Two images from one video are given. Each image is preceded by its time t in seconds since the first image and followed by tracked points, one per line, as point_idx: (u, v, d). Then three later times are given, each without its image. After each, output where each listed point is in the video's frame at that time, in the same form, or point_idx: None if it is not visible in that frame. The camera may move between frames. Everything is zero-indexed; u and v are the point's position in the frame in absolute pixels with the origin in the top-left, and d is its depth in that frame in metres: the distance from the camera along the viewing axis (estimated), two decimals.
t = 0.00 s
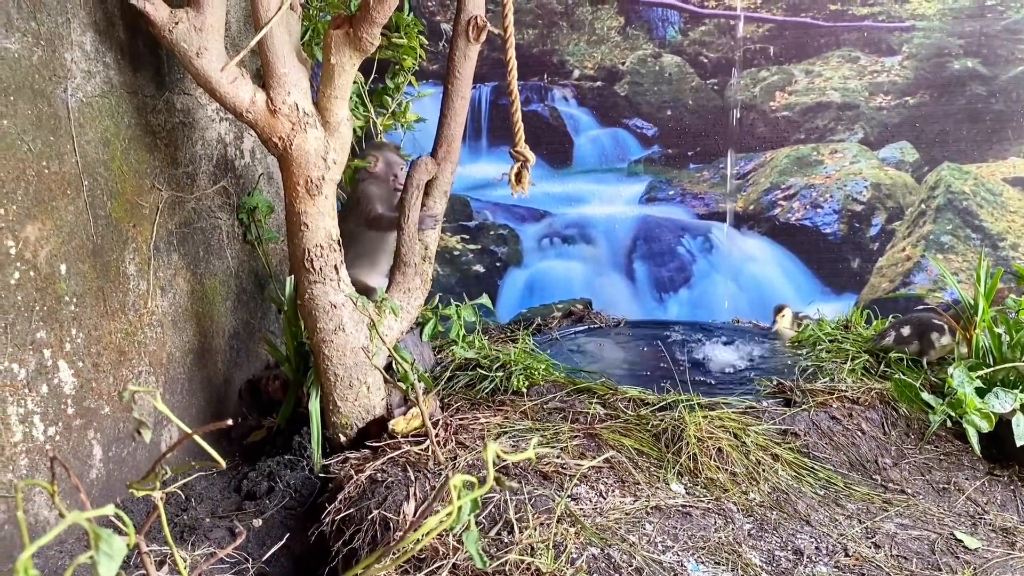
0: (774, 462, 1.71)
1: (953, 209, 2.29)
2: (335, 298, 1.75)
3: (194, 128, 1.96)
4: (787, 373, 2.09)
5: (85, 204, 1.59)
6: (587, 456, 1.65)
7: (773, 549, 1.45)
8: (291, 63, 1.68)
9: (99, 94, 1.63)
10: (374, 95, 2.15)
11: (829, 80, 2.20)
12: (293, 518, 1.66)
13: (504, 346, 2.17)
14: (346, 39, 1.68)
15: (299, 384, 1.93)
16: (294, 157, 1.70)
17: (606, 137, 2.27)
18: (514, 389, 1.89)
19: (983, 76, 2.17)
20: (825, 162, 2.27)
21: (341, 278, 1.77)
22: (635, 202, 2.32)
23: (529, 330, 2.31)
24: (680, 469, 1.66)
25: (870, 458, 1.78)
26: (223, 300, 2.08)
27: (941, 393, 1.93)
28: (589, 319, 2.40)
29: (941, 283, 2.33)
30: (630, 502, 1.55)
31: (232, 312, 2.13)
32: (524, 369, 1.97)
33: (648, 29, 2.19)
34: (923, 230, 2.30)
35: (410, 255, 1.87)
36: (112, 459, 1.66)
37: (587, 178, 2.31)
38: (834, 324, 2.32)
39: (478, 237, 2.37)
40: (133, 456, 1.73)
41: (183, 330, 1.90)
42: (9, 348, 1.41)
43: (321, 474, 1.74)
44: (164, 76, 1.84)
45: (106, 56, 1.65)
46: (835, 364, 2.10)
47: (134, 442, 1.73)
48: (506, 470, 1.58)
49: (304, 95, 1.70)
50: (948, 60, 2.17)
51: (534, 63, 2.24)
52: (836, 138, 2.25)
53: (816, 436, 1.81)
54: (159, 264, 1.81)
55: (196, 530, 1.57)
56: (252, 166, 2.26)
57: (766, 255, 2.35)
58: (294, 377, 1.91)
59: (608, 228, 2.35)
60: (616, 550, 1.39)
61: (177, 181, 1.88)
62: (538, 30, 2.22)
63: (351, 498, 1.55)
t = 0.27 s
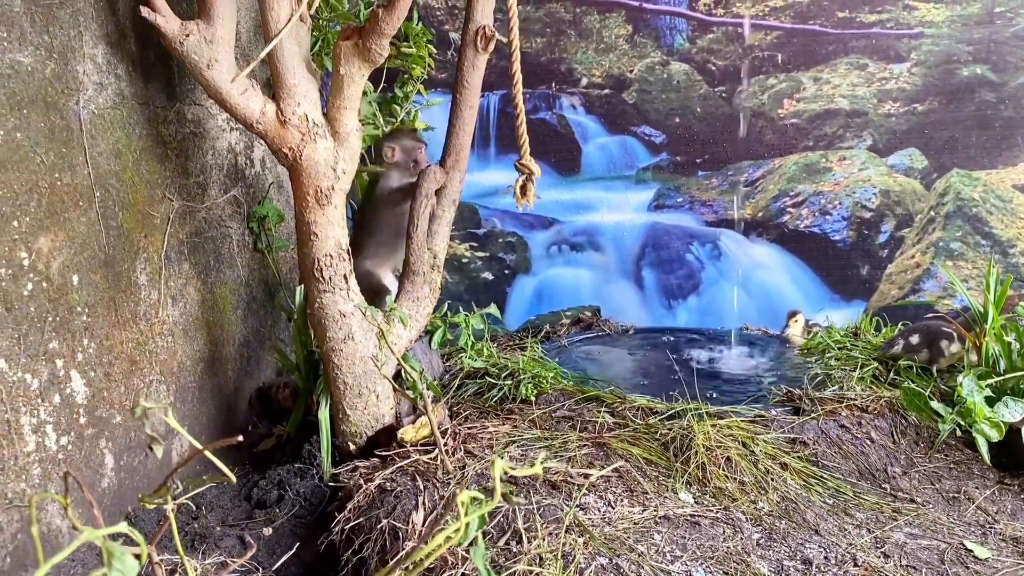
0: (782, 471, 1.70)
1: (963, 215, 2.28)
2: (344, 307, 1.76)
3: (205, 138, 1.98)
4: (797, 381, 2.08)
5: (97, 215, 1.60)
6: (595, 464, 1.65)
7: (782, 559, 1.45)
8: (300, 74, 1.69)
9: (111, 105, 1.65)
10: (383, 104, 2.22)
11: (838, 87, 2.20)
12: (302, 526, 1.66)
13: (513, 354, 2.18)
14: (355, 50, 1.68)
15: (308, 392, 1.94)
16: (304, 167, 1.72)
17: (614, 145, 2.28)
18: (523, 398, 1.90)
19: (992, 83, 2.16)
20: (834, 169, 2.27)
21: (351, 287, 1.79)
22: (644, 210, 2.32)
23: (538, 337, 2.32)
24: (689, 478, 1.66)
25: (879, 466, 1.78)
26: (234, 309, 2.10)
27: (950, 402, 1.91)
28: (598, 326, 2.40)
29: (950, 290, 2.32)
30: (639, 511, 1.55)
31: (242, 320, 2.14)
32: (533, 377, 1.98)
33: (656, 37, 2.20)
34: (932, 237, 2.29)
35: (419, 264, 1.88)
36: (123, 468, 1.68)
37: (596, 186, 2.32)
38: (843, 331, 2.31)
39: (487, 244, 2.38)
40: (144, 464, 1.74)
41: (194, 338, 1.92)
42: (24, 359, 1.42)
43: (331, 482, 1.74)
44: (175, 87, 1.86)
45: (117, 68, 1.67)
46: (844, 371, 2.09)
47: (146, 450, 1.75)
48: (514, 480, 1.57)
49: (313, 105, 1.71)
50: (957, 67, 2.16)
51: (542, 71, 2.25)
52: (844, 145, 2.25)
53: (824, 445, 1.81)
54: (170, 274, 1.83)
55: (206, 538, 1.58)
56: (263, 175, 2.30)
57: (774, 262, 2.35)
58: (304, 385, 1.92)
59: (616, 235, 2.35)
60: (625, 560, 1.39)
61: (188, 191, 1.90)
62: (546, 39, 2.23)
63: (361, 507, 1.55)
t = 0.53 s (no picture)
0: (785, 486, 1.71)
1: (967, 226, 2.28)
2: (350, 321, 1.78)
3: (213, 153, 2.02)
4: (801, 394, 2.09)
5: (107, 232, 1.63)
6: (599, 478, 1.66)
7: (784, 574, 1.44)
8: (307, 92, 1.72)
9: (120, 123, 1.68)
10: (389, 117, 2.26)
11: (842, 99, 2.20)
12: (308, 540, 1.69)
13: (517, 365, 2.20)
14: (360, 68, 1.71)
15: (315, 405, 1.96)
16: (310, 183, 1.74)
17: (618, 157, 2.29)
18: (527, 411, 1.91)
19: (997, 94, 2.16)
20: (838, 181, 2.27)
21: (357, 301, 1.81)
22: (649, 221, 2.33)
23: (543, 348, 2.33)
24: (692, 492, 1.66)
25: (882, 480, 1.78)
26: (242, 321, 2.13)
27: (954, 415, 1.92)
28: (603, 337, 2.41)
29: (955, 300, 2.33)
30: (642, 526, 1.55)
31: (250, 332, 2.18)
32: (537, 390, 1.99)
33: (660, 50, 2.21)
34: (937, 248, 2.30)
35: (424, 278, 1.90)
36: (132, 481, 1.70)
37: (601, 198, 2.33)
38: (848, 342, 2.31)
39: (492, 255, 2.39)
40: (154, 477, 1.77)
41: (202, 351, 1.94)
42: (35, 375, 1.44)
43: (337, 496, 1.76)
44: (183, 103, 1.89)
45: (126, 86, 1.70)
46: (848, 384, 2.09)
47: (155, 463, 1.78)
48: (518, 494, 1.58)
49: (320, 122, 1.74)
50: (961, 79, 2.17)
51: (547, 84, 2.26)
52: (848, 157, 2.25)
53: (827, 458, 1.81)
54: (178, 288, 1.85)
55: (214, 551, 1.60)
56: (270, 189, 2.33)
57: (780, 273, 2.36)
58: (311, 398, 1.94)
59: (621, 246, 2.36)
60: (628, 575, 1.40)
61: (196, 207, 1.93)
62: (550, 52, 2.23)
63: (366, 521, 1.57)
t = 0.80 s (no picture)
0: (787, 500, 1.70)
1: (972, 239, 2.27)
2: (356, 336, 1.80)
3: (222, 169, 2.04)
4: (804, 406, 2.09)
5: (116, 249, 1.66)
6: (602, 494, 1.67)
7: None
8: (313, 110, 1.74)
9: (131, 142, 1.71)
10: (396, 131, 2.29)
11: (845, 113, 2.21)
12: (315, 553, 1.70)
13: (523, 378, 2.21)
14: (366, 87, 1.74)
15: (322, 418, 1.98)
16: (317, 200, 1.77)
17: (623, 170, 2.31)
18: (531, 425, 1.93)
19: (1000, 108, 2.15)
20: (842, 194, 2.28)
21: (362, 316, 1.83)
22: (653, 233, 2.34)
23: (549, 360, 2.34)
24: (694, 507, 1.66)
25: (885, 495, 1.78)
26: (249, 335, 2.15)
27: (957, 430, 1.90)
28: (608, 349, 2.42)
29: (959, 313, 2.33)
30: (643, 542, 1.54)
31: (258, 345, 2.20)
32: (541, 404, 2.01)
33: (665, 64, 2.22)
34: (941, 261, 2.29)
35: (430, 293, 1.92)
36: (141, 494, 1.73)
37: (606, 211, 2.35)
38: (852, 354, 2.30)
39: (498, 267, 2.42)
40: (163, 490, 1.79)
41: (210, 365, 1.97)
42: (45, 393, 1.46)
43: (343, 510, 1.79)
44: (192, 121, 1.92)
45: (136, 105, 1.73)
46: (851, 398, 2.08)
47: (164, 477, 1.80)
48: (521, 509, 1.59)
49: (326, 140, 1.76)
50: (964, 93, 2.16)
51: (551, 98, 2.28)
52: (852, 170, 2.26)
53: (830, 473, 1.81)
54: (186, 303, 1.88)
55: (221, 565, 1.62)
56: (278, 203, 2.36)
57: (784, 285, 2.36)
58: (317, 412, 1.96)
59: (626, 259, 2.38)
60: None
61: (205, 222, 1.95)
62: (555, 66, 2.25)
63: (371, 536, 1.58)
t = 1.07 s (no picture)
0: (789, 514, 1.70)
1: (975, 252, 2.28)
2: (361, 349, 1.82)
3: (229, 183, 2.07)
4: (804, 420, 2.08)
5: (125, 264, 1.68)
6: (605, 507, 1.66)
7: None
8: (320, 126, 1.76)
9: (139, 158, 1.73)
10: (402, 143, 2.30)
11: (848, 126, 2.22)
12: (320, 565, 1.71)
13: (527, 390, 2.22)
14: (372, 103, 1.76)
15: (328, 430, 2.00)
16: (323, 215, 1.78)
17: (627, 182, 2.32)
18: (535, 437, 1.94)
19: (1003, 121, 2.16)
20: (845, 206, 2.28)
21: (368, 330, 1.84)
22: (657, 245, 2.36)
23: (553, 372, 2.35)
24: (695, 521, 1.65)
25: (886, 508, 1.78)
26: (256, 346, 2.17)
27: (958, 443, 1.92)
28: (612, 360, 2.43)
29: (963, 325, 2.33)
30: (646, 555, 1.53)
31: (264, 357, 2.22)
32: (545, 417, 2.02)
33: (668, 77, 2.23)
34: (944, 272, 2.30)
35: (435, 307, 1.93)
36: (149, 506, 1.75)
37: (610, 222, 2.36)
38: (856, 366, 2.31)
39: (503, 278, 2.44)
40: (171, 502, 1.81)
41: (217, 377, 1.99)
42: (55, 407, 1.48)
43: (348, 523, 1.79)
44: (200, 136, 1.95)
45: (145, 122, 1.75)
46: (853, 410, 2.08)
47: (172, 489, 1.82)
48: (524, 522, 1.60)
49: (332, 155, 1.78)
50: (966, 106, 2.18)
51: (556, 111, 2.29)
52: (855, 183, 2.26)
53: (831, 486, 1.81)
54: (194, 316, 1.90)
55: None
56: (285, 216, 2.38)
57: (787, 296, 2.37)
58: (323, 424, 1.98)
59: (630, 270, 2.39)
60: None
61: (212, 236, 1.98)
62: (559, 79, 2.26)
63: (376, 549, 1.60)
